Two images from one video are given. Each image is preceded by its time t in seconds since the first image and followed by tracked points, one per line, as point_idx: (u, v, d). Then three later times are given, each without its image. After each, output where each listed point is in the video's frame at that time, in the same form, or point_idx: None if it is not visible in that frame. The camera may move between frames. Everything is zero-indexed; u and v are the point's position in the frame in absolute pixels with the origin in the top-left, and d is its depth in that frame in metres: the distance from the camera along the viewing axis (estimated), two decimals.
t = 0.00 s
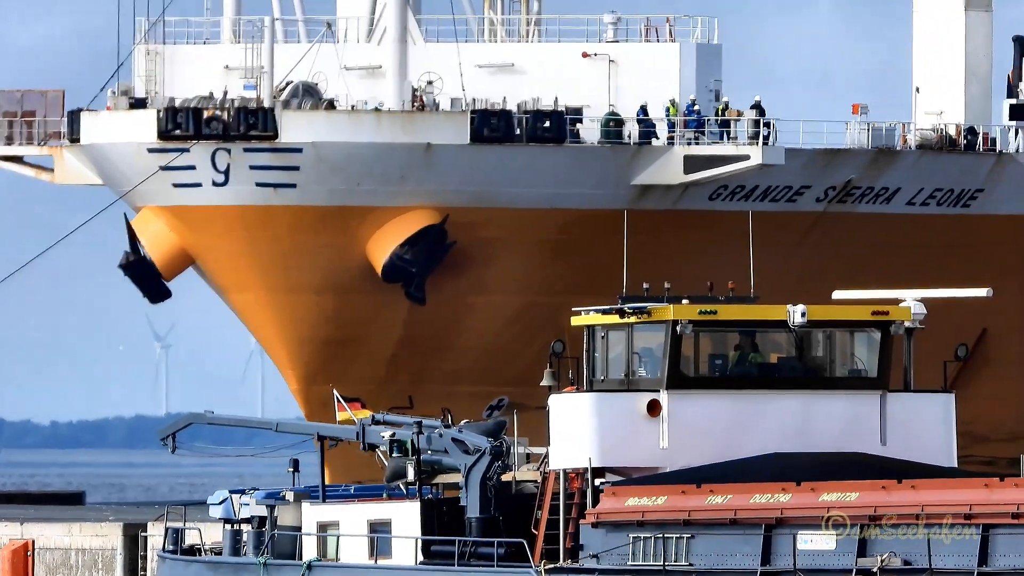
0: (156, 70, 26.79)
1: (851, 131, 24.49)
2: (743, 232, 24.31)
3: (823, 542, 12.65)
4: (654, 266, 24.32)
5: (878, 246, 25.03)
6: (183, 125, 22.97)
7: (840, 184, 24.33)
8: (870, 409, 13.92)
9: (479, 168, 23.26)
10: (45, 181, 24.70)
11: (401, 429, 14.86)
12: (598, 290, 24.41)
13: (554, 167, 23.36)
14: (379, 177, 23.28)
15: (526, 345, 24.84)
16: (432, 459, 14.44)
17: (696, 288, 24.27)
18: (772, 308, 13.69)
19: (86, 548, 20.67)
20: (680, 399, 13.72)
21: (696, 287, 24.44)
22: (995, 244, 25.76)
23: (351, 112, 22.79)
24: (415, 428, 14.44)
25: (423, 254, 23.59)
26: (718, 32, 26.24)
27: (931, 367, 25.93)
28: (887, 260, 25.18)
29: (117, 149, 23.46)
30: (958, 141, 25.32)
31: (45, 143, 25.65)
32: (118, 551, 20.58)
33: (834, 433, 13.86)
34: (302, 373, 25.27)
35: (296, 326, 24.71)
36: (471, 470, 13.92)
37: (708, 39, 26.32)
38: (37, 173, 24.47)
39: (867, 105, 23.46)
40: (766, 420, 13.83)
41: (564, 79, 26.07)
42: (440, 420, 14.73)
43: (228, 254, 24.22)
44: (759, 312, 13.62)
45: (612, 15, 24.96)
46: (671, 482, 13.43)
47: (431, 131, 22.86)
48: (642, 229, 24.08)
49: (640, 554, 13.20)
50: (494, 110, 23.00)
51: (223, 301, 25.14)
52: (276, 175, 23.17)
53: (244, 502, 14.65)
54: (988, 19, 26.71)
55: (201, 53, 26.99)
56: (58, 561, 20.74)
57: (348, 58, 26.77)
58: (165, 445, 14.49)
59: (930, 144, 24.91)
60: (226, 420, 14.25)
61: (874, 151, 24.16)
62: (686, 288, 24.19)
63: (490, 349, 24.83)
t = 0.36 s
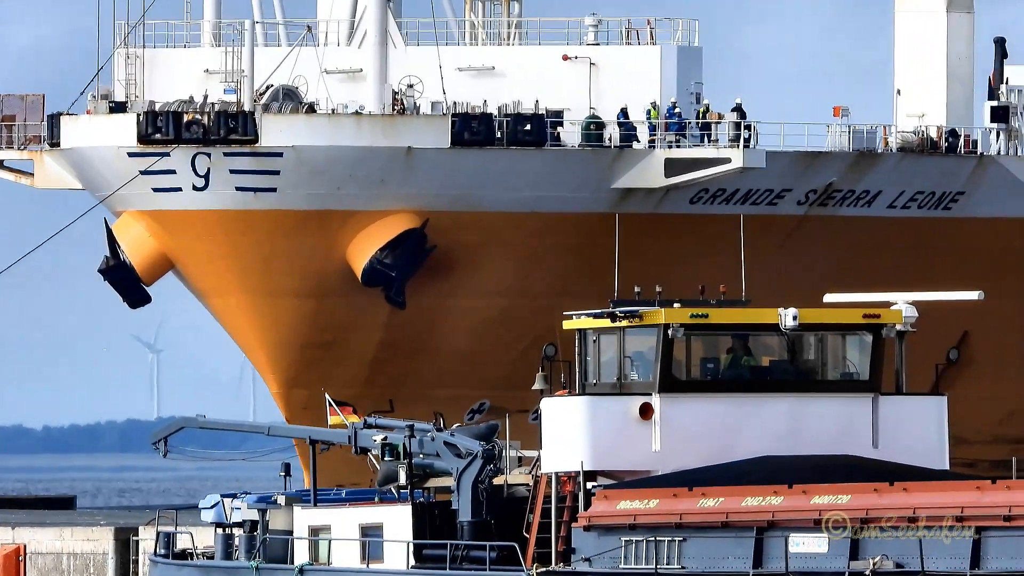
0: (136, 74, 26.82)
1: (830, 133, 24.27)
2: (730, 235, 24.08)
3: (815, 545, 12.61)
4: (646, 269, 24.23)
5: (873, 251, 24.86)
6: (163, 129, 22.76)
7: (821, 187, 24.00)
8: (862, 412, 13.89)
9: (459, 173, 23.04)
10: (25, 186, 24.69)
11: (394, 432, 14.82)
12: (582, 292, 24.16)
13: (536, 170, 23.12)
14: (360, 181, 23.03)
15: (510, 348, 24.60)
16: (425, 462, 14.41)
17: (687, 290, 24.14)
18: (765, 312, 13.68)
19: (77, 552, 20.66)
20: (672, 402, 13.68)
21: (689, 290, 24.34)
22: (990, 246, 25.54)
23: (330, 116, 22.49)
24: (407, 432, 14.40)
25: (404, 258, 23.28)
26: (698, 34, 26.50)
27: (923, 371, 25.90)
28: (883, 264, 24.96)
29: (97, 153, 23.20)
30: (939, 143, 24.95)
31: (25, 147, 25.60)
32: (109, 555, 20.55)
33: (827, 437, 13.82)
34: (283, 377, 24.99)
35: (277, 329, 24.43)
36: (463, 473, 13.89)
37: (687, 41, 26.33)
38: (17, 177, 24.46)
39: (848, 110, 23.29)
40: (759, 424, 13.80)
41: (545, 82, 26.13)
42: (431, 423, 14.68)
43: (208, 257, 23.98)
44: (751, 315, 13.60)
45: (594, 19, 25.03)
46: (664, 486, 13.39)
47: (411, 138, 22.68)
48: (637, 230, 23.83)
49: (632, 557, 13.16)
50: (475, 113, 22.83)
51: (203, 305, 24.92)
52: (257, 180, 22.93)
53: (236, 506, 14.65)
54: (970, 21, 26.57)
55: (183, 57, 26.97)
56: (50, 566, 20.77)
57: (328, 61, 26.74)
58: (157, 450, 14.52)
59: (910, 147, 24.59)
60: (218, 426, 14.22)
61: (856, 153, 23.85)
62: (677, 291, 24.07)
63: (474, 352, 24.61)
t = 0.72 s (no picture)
0: (119, 78, 26.58)
1: (816, 138, 24.28)
2: (716, 238, 23.83)
3: (808, 549, 12.56)
4: (639, 274, 23.92)
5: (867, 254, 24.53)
6: (146, 132, 22.53)
7: (805, 191, 23.70)
8: (855, 416, 13.86)
9: (444, 176, 22.69)
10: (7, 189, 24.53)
11: (388, 436, 14.77)
12: (569, 295, 23.81)
13: (522, 173, 22.81)
14: (344, 184, 22.72)
15: (497, 352, 24.15)
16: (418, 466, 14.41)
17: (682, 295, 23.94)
18: (759, 315, 13.65)
19: (70, 556, 20.66)
20: (665, 406, 13.66)
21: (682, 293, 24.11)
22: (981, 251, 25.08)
23: (313, 119, 22.25)
24: (400, 436, 14.35)
25: (388, 261, 22.91)
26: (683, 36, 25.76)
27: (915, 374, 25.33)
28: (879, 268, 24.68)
29: (80, 157, 22.97)
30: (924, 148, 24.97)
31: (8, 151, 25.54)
32: (102, 559, 20.62)
33: (820, 440, 13.81)
34: (266, 381, 24.43)
35: (259, 335, 23.95)
36: (456, 476, 13.86)
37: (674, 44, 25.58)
38: None
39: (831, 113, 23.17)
40: (754, 429, 13.78)
41: (528, 86, 25.76)
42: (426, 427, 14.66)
43: (191, 262, 23.58)
44: (745, 319, 13.57)
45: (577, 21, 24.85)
46: (658, 489, 13.37)
47: (395, 140, 22.33)
48: (625, 234, 23.60)
49: (625, 560, 13.16)
50: (459, 117, 22.40)
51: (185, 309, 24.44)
52: (239, 183, 22.63)
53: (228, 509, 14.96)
54: (955, 24, 26.34)
55: (165, 61, 26.72)
56: (43, 569, 20.70)
57: (312, 65, 26.47)
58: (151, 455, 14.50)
59: (894, 151, 24.48)
60: (212, 429, 14.20)
61: (839, 156, 23.55)
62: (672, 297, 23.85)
63: (460, 357, 24.13)
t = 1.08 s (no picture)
0: (99, 79, 26.80)
1: (796, 141, 24.31)
2: (701, 242, 23.99)
3: (799, 552, 12.54)
4: (628, 276, 24.09)
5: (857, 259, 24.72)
6: (127, 135, 22.77)
7: (786, 194, 23.95)
8: (846, 419, 13.86)
9: (423, 179, 23.01)
10: None
11: (377, 440, 14.75)
12: (545, 299, 24.04)
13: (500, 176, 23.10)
14: (324, 186, 23.00)
15: (473, 355, 24.32)
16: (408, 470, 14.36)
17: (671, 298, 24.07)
18: (751, 319, 13.62)
19: (61, 559, 20.53)
20: (656, 410, 13.66)
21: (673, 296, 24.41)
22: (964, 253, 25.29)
23: (295, 122, 22.62)
24: (391, 440, 14.33)
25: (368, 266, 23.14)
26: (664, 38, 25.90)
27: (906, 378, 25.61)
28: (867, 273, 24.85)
29: (61, 160, 23.22)
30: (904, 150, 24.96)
31: None
32: (94, 562, 20.41)
33: (812, 444, 13.80)
34: (247, 383, 24.60)
35: (240, 337, 24.15)
36: (447, 480, 13.87)
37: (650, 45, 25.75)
38: None
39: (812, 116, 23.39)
40: (746, 432, 13.79)
41: (507, 89, 25.92)
42: (416, 432, 14.66)
43: (173, 264, 23.85)
44: (736, 322, 13.53)
45: (557, 26, 24.84)
46: (649, 493, 13.36)
47: (375, 141, 22.66)
48: (615, 238, 23.80)
49: (617, 566, 13.11)
50: (440, 120, 22.77)
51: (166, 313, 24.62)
52: (221, 186, 22.98)
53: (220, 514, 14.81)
54: (937, 28, 26.32)
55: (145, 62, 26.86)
56: (34, 572, 20.64)
57: (293, 67, 26.64)
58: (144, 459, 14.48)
59: (876, 153, 24.50)
60: (207, 432, 14.20)
61: (819, 160, 23.79)
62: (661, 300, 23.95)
63: (437, 359, 24.33)
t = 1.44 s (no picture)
0: (77, 83, 26.93)
1: (774, 146, 24.57)
2: (683, 246, 23.94)
3: (786, 557, 12.53)
4: (613, 280, 24.05)
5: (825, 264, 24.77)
6: (103, 137, 22.53)
7: (763, 200, 23.96)
8: (834, 425, 13.83)
9: (399, 184, 22.88)
10: None
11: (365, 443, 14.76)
12: (521, 304, 23.99)
13: (476, 181, 22.99)
14: (300, 190, 22.86)
15: (447, 360, 24.23)
16: (393, 473, 14.35)
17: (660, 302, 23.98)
18: (739, 324, 13.63)
19: (47, 560, 20.64)
20: (643, 414, 13.60)
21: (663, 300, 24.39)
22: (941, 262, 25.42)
23: (271, 125, 22.41)
24: (378, 443, 14.26)
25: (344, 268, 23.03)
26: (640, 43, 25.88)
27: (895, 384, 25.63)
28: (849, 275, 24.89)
29: (37, 161, 22.99)
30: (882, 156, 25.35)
31: None
32: (81, 564, 20.44)
33: (800, 450, 13.76)
34: (220, 386, 24.40)
35: (214, 341, 23.94)
36: (434, 484, 13.86)
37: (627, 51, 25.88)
38: None
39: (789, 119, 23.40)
40: (734, 438, 13.73)
41: (484, 92, 25.94)
42: (403, 435, 14.67)
43: (146, 267, 23.55)
44: (722, 326, 13.57)
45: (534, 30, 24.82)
46: (636, 498, 13.32)
47: (351, 146, 22.52)
48: (605, 242, 23.73)
49: (604, 569, 13.14)
50: (417, 123, 22.68)
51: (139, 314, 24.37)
52: (196, 188, 22.74)
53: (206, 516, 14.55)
54: (915, 33, 26.66)
55: (119, 65, 26.99)
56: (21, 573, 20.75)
57: (269, 71, 26.77)
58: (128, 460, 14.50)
59: (853, 159, 25.09)
60: (190, 434, 14.15)
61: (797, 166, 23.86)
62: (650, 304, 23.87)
63: (412, 364, 24.21)
